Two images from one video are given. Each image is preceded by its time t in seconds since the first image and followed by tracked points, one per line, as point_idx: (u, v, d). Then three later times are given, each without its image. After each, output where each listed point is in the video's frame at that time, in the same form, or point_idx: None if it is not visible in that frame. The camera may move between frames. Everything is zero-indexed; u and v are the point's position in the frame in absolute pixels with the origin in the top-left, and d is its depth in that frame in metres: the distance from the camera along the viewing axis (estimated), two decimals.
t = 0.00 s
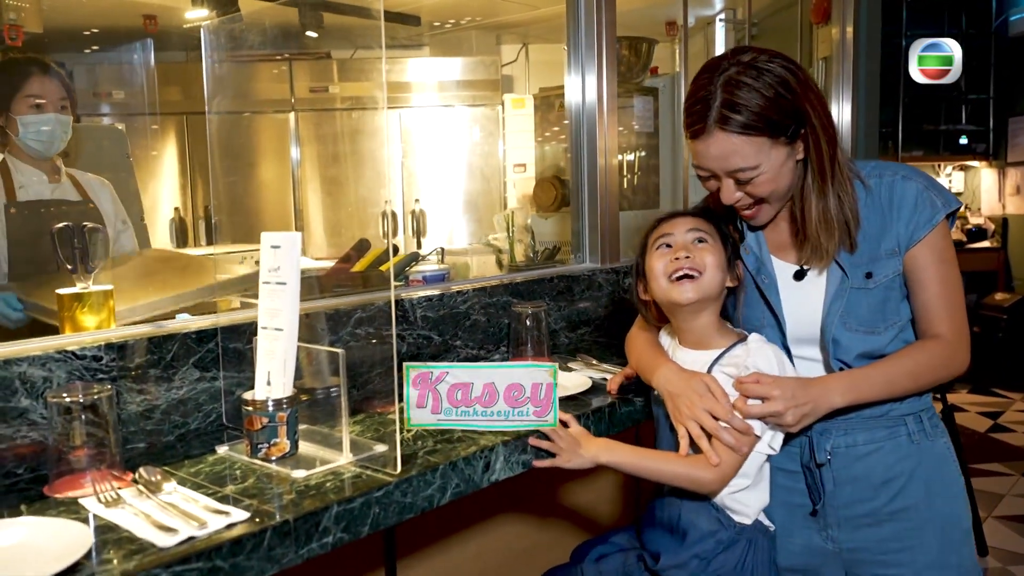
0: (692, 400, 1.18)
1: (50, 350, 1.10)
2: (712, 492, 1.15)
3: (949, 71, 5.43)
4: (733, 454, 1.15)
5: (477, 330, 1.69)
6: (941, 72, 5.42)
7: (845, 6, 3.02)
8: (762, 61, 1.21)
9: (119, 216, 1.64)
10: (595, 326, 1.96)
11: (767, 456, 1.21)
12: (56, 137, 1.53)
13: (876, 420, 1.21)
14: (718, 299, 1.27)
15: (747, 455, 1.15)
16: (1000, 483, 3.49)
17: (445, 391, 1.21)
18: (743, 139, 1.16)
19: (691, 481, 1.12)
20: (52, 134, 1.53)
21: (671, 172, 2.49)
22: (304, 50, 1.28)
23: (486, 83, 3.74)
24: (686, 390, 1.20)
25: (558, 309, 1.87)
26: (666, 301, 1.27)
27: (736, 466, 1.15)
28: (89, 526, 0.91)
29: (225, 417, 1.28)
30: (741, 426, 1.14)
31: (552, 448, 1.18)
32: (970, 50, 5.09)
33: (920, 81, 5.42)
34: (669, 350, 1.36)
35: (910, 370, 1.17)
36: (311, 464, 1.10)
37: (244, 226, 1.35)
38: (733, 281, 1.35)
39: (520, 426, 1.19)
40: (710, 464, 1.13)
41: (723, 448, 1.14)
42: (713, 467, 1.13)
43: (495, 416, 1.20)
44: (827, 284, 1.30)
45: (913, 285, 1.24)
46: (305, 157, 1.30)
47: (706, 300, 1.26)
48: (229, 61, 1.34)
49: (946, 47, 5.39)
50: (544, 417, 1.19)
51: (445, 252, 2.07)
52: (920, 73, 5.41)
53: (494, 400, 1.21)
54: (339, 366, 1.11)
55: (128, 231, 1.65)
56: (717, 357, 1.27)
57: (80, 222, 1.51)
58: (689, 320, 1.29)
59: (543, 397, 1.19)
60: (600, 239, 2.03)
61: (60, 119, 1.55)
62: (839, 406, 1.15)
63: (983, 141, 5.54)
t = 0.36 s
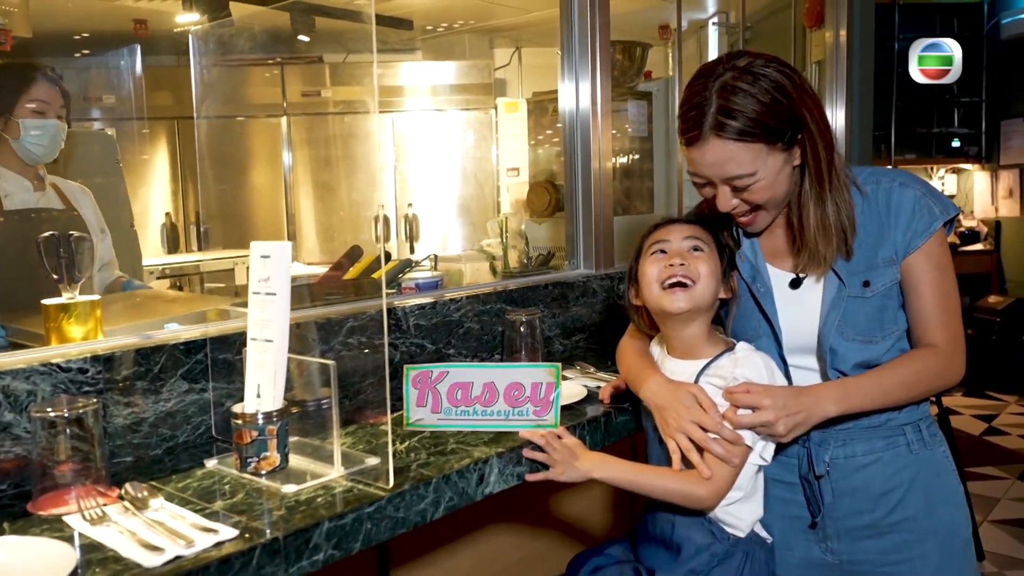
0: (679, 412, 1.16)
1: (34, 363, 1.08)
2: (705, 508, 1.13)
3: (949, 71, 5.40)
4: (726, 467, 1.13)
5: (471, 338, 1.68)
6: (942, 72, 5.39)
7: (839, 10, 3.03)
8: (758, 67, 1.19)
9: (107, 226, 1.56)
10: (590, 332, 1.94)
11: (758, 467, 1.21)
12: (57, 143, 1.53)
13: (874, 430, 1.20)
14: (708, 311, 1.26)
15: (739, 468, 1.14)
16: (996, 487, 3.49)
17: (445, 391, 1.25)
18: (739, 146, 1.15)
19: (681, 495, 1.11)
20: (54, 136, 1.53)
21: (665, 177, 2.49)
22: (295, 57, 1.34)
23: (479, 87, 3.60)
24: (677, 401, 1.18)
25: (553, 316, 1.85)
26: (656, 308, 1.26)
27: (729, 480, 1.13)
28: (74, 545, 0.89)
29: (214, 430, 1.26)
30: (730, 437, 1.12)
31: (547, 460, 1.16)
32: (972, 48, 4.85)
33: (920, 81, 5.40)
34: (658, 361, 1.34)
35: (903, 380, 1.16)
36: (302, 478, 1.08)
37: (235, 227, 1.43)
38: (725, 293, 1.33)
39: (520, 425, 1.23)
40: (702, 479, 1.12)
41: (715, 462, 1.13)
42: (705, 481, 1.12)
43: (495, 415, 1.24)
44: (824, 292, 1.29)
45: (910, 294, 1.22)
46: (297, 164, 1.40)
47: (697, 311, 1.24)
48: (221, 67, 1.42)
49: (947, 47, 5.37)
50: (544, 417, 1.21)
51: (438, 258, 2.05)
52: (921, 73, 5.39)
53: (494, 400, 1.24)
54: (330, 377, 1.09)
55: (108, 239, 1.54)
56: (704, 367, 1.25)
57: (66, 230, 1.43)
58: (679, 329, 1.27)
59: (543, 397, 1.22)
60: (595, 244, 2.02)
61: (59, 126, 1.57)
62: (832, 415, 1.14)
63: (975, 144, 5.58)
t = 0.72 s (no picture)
0: (644, 412, 1.17)
1: None
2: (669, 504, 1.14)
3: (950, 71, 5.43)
4: (688, 463, 1.14)
5: (444, 337, 1.69)
6: (942, 73, 5.43)
7: (821, 11, 3.04)
8: (720, 65, 1.20)
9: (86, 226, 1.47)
10: (566, 332, 1.95)
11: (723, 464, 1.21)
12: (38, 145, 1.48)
13: (838, 430, 1.21)
14: (678, 310, 1.27)
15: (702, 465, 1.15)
16: (980, 487, 3.51)
17: (445, 392, 1.24)
18: (700, 144, 1.16)
19: (645, 490, 1.12)
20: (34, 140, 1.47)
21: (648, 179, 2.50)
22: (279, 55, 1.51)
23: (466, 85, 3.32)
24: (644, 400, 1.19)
25: (528, 316, 1.86)
26: (627, 308, 1.27)
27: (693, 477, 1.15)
28: (32, 543, 0.89)
29: (182, 429, 1.27)
30: (693, 434, 1.13)
31: (510, 460, 1.17)
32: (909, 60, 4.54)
33: (920, 81, 5.42)
34: (626, 361, 1.35)
35: (867, 381, 1.17)
36: (264, 477, 1.09)
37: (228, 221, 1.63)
38: (694, 292, 1.34)
39: (521, 424, 1.24)
40: (665, 474, 1.12)
41: (678, 459, 1.14)
42: (670, 478, 1.13)
43: (495, 415, 1.24)
44: (789, 292, 1.30)
45: (875, 295, 1.24)
46: (288, 160, 1.60)
47: (666, 311, 1.26)
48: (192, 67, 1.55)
49: (946, 48, 5.41)
50: (544, 416, 1.24)
51: (414, 259, 2.06)
52: (921, 73, 5.41)
53: (494, 400, 1.24)
54: (293, 378, 1.10)
55: (90, 241, 1.46)
56: (673, 366, 1.26)
57: (37, 229, 1.36)
58: (649, 328, 1.28)
59: (543, 397, 1.24)
60: (571, 246, 2.04)
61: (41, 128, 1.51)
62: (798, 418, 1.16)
63: (964, 144, 5.59)
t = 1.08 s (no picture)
0: (629, 417, 1.21)
1: (25, 357, 1.15)
2: (665, 507, 1.14)
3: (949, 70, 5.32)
4: (682, 463, 1.14)
5: (459, 340, 1.72)
6: (941, 72, 5.30)
7: (852, 16, 3.00)
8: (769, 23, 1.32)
9: (128, 227, 1.51)
10: (583, 336, 1.97)
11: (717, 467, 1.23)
12: (78, 150, 1.49)
13: (840, 437, 1.22)
14: (668, 317, 1.29)
15: (697, 462, 1.16)
16: (1019, 501, 3.41)
17: (445, 392, 1.35)
18: (755, 48, 1.25)
19: (638, 493, 1.12)
20: (73, 144, 1.49)
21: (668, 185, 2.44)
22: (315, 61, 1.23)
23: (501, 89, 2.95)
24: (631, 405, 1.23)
25: (543, 320, 1.89)
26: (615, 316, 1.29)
27: (688, 478, 1.15)
28: (50, 525, 0.95)
29: (199, 423, 1.32)
30: (677, 434, 1.15)
31: (507, 459, 1.20)
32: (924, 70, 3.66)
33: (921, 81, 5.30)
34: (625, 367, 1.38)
35: (867, 383, 1.16)
36: (271, 469, 1.13)
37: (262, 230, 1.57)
38: (686, 296, 1.34)
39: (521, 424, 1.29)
40: (653, 475, 1.13)
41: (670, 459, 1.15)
42: (663, 479, 1.13)
43: (495, 414, 1.31)
44: (793, 296, 1.30)
45: (879, 300, 1.24)
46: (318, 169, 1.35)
47: (653, 319, 1.27)
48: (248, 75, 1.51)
49: (946, 47, 5.29)
50: (543, 416, 1.30)
51: (432, 264, 2.10)
52: (920, 73, 5.31)
53: (493, 401, 1.33)
54: (299, 375, 1.15)
55: (130, 244, 1.51)
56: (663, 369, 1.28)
57: (68, 232, 1.40)
58: (639, 335, 1.31)
59: (542, 398, 1.34)
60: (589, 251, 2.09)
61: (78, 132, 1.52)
62: (787, 400, 1.15)
63: (1008, 150, 5.45)
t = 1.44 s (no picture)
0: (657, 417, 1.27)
1: (98, 356, 1.24)
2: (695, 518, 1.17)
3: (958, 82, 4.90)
4: (714, 473, 1.17)
5: (506, 345, 1.77)
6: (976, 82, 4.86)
7: (914, 20, 2.94)
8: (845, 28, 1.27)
9: (201, 236, 1.63)
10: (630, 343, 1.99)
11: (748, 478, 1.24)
12: (155, 163, 1.58)
13: (871, 447, 1.22)
14: (712, 334, 1.29)
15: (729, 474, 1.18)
16: None
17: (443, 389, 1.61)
18: (839, 50, 1.20)
19: (669, 501, 1.15)
20: (151, 159, 1.58)
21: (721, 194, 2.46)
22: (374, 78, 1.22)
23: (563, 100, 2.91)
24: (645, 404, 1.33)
25: (590, 327, 1.92)
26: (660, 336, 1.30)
27: (719, 489, 1.17)
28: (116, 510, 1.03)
29: (256, 421, 1.40)
30: (691, 448, 1.19)
31: (544, 462, 1.24)
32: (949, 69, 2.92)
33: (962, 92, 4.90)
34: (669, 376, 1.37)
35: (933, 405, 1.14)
36: (319, 464, 1.20)
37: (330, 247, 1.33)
38: (731, 304, 1.31)
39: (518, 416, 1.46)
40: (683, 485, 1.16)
41: (702, 471, 1.17)
42: (694, 490, 1.16)
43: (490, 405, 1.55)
44: (839, 312, 1.27)
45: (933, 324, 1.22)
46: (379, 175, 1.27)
47: (700, 336, 1.27)
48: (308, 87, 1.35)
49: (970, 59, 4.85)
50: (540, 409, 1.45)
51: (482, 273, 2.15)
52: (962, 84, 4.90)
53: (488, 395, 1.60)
54: (347, 376, 1.21)
55: (201, 251, 1.62)
56: (704, 383, 1.27)
57: (139, 241, 1.52)
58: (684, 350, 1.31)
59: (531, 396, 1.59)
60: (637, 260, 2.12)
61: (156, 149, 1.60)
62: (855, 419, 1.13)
63: None
